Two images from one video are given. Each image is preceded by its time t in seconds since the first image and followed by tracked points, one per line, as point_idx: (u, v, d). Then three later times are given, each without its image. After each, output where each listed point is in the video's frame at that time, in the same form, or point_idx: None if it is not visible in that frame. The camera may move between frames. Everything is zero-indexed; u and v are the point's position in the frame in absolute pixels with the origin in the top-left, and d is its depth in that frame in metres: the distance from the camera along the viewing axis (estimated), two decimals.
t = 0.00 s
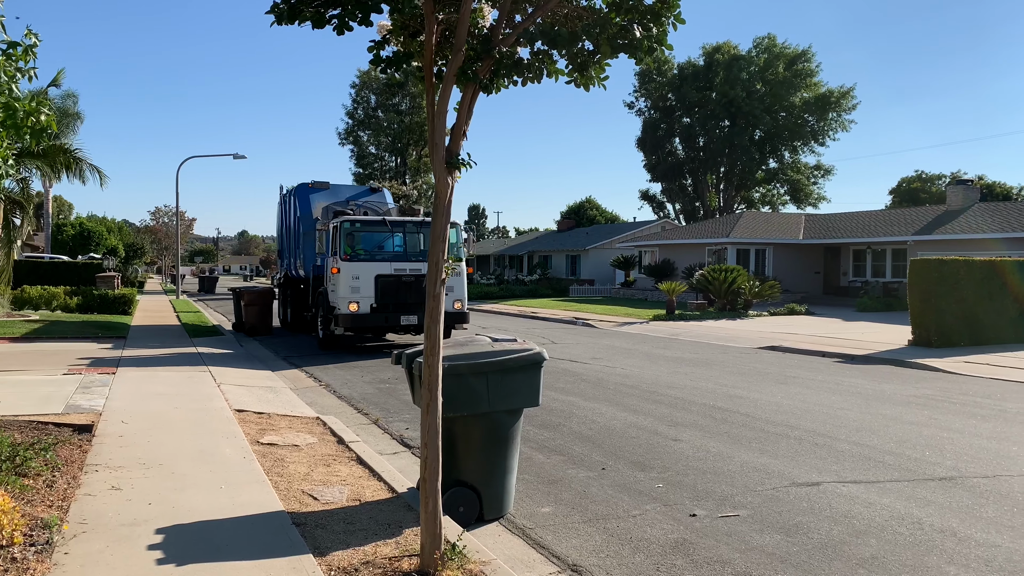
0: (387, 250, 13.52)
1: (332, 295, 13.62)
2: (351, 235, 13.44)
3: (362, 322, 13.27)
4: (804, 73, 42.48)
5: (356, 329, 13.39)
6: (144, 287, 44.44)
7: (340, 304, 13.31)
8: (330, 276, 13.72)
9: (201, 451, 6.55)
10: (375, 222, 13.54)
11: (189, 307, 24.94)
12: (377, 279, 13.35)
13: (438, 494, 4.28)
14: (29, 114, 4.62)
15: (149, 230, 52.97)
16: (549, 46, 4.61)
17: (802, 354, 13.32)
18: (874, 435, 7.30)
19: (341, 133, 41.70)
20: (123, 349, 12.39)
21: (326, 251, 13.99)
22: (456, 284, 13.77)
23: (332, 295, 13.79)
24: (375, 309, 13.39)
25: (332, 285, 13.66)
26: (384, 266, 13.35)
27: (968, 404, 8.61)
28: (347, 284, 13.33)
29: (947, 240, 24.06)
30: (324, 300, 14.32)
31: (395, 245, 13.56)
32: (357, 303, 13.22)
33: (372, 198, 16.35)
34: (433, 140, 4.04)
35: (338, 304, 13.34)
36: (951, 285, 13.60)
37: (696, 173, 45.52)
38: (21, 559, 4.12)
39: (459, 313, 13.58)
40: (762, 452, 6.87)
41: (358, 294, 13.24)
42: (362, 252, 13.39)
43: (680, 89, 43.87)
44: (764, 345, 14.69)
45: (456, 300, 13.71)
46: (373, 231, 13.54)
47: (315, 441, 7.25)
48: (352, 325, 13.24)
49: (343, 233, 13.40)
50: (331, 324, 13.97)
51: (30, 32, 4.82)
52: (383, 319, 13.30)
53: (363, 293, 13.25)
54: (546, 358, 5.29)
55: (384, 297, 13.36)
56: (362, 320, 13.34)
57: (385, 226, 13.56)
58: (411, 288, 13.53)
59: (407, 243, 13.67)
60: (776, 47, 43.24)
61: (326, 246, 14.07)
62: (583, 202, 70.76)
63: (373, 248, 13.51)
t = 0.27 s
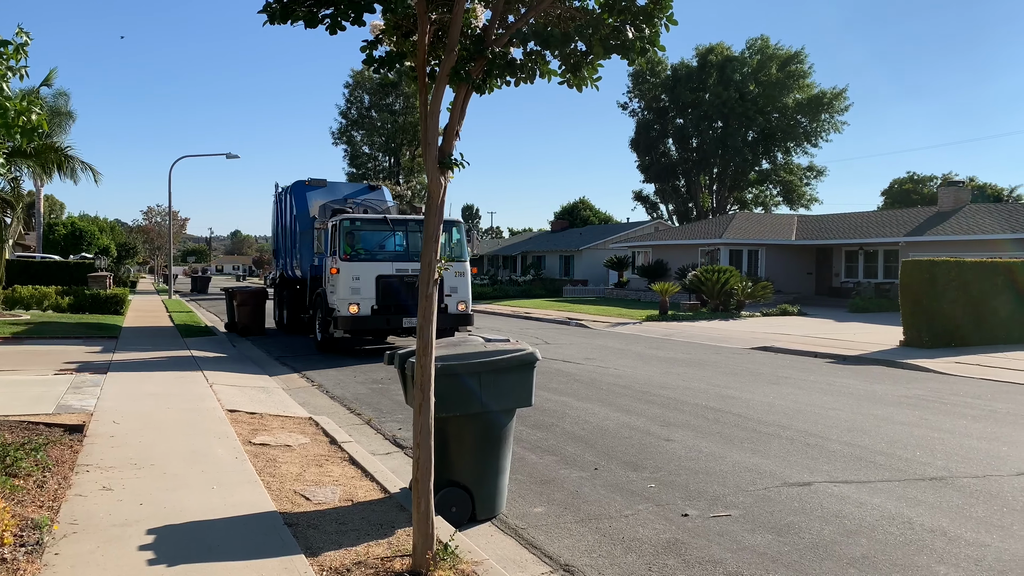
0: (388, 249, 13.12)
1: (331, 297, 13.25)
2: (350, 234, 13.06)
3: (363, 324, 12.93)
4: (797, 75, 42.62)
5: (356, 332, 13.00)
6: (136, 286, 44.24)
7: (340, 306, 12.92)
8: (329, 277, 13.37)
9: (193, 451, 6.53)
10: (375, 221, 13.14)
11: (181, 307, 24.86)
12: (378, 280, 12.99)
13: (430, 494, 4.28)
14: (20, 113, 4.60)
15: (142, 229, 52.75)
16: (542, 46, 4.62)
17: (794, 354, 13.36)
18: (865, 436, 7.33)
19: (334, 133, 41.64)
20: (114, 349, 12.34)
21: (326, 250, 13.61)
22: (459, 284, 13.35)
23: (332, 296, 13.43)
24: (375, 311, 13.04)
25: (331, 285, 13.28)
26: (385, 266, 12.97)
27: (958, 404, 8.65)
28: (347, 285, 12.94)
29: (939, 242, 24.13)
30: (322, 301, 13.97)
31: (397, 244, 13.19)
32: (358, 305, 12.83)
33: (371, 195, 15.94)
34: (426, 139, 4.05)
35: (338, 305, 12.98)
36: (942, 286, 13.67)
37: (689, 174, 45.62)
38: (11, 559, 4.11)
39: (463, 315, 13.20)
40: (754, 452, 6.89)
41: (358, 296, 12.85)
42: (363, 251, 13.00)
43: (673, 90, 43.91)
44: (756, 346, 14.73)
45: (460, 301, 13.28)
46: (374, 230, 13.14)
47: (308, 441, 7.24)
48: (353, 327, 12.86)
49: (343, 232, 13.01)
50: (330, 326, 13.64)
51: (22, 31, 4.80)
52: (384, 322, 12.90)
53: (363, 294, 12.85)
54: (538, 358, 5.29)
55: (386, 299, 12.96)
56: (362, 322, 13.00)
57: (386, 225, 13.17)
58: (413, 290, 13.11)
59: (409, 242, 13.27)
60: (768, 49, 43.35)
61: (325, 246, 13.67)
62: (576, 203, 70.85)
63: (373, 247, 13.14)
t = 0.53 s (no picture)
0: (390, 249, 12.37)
1: (330, 299, 12.47)
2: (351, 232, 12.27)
3: (364, 328, 12.18)
4: (789, 76, 42.75)
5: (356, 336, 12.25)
6: (126, 287, 43.89)
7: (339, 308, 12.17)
8: (327, 278, 12.59)
9: (184, 452, 6.50)
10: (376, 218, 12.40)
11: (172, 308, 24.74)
12: (380, 282, 12.24)
13: (422, 495, 4.28)
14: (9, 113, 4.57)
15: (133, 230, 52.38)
16: (534, 48, 4.63)
17: (786, 355, 13.39)
18: (856, 436, 7.36)
19: (327, 133, 41.52)
20: (105, 351, 12.28)
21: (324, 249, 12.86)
22: (466, 285, 12.61)
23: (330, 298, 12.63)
24: (377, 314, 12.29)
25: (330, 287, 12.48)
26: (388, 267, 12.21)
27: (948, 405, 8.69)
28: (347, 286, 12.18)
29: (929, 243, 24.22)
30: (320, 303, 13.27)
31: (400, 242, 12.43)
32: (359, 308, 12.08)
33: (371, 194, 15.44)
34: (417, 140, 4.04)
35: (337, 308, 12.18)
36: (930, 287, 13.74)
37: (681, 175, 45.69)
38: None
39: (469, 318, 12.48)
40: (746, 452, 6.90)
41: (359, 298, 12.11)
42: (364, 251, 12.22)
43: (666, 91, 43.98)
44: (748, 346, 14.77)
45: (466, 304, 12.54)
46: (375, 228, 12.37)
47: (299, 442, 7.22)
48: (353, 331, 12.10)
49: (343, 231, 12.21)
50: (328, 329, 12.92)
51: (11, 30, 4.77)
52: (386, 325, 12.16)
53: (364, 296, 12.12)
54: (531, 358, 5.29)
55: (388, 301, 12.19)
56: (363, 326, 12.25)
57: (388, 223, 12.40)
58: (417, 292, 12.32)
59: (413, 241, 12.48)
60: (760, 50, 43.46)
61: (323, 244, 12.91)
62: (569, 204, 70.94)
63: (374, 247, 12.37)
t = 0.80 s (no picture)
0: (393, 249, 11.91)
1: (333, 302, 12.03)
2: (353, 232, 11.91)
3: (366, 332, 11.70)
4: (781, 78, 42.90)
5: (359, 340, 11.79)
6: (116, 288, 43.60)
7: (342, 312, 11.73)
8: (329, 280, 12.18)
9: (174, 454, 6.48)
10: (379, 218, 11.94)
11: (163, 309, 24.63)
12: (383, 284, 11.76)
13: (413, 496, 4.27)
14: None
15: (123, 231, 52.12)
16: (524, 49, 4.64)
17: (777, 356, 13.43)
18: (847, 437, 7.38)
19: (319, 134, 41.42)
20: (95, 353, 12.22)
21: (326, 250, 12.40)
22: (473, 288, 12.04)
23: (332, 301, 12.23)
24: (381, 318, 11.80)
25: (332, 290, 12.07)
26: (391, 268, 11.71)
27: (937, 406, 8.73)
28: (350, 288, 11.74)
29: (919, 244, 24.34)
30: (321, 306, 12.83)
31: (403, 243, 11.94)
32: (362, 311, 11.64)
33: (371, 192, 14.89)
34: (408, 142, 4.05)
35: (340, 312, 11.75)
36: (920, 288, 13.81)
37: (673, 177, 45.77)
38: None
39: (476, 322, 11.90)
40: (737, 453, 6.92)
41: (363, 301, 11.67)
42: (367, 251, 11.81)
43: (658, 93, 44.07)
44: (739, 347, 14.81)
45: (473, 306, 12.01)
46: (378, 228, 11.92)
47: (290, 444, 7.20)
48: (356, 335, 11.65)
49: (345, 230, 11.87)
50: (330, 333, 12.47)
51: None
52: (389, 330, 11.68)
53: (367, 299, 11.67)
54: (522, 360, 5.30)
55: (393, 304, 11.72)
56: (366, 330, 11.78)
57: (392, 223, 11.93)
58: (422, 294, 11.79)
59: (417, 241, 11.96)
60: (751, 52, 43.57)
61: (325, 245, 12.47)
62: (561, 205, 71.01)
63: (377, 247, 12.00)
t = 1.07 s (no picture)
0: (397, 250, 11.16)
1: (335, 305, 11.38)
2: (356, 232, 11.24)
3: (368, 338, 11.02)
4: (771, 81, 43.06)
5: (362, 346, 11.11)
6: (105, 291, 43.32)
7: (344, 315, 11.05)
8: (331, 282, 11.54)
9: (163, 457, 6.45)
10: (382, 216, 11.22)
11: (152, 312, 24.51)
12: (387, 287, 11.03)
13: (403, 499, 4.27)
14: None
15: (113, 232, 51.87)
16: (514, 52, 4.65)
17: (767, 358, 13.47)
18: (836, 438, 7.41)
19: (309, 136, 41.31)
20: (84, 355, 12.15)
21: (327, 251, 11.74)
22: (481, 290, 11.30)
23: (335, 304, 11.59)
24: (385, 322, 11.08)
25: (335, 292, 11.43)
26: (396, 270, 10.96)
27: (926, 407, 8.77)
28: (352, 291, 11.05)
29: (908, 247, 24.47)
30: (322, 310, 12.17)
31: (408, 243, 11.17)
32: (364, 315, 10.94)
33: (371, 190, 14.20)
34: (398, 144, 4.05)
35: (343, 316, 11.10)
36: (909, 290, 13.87)
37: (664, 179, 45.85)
38: None
39: (486, 326, 11.15)
40: (727, 454, 6.94)
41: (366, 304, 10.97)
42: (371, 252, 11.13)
43: (648, 96, 44.15)
44: (730, 349, 14.85)
45: (482, 309, 11.27)
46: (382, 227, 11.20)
47: (279, 447, 7.17)
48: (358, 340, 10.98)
49: (347, 229, 11.19)
50: (330, 338, 11.83)
51: None
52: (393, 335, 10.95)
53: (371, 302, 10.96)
54: (513, 361, 5.29)
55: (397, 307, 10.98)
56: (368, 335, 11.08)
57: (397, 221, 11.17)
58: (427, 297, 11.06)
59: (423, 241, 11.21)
60: (741, 55, 43.69)
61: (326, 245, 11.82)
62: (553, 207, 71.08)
63: (381, 247, 11.29)
